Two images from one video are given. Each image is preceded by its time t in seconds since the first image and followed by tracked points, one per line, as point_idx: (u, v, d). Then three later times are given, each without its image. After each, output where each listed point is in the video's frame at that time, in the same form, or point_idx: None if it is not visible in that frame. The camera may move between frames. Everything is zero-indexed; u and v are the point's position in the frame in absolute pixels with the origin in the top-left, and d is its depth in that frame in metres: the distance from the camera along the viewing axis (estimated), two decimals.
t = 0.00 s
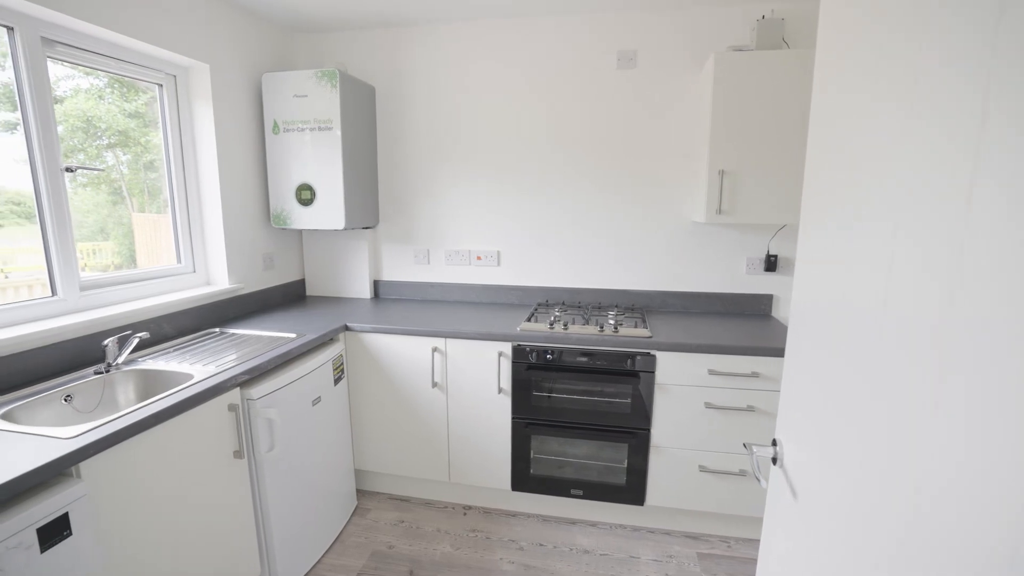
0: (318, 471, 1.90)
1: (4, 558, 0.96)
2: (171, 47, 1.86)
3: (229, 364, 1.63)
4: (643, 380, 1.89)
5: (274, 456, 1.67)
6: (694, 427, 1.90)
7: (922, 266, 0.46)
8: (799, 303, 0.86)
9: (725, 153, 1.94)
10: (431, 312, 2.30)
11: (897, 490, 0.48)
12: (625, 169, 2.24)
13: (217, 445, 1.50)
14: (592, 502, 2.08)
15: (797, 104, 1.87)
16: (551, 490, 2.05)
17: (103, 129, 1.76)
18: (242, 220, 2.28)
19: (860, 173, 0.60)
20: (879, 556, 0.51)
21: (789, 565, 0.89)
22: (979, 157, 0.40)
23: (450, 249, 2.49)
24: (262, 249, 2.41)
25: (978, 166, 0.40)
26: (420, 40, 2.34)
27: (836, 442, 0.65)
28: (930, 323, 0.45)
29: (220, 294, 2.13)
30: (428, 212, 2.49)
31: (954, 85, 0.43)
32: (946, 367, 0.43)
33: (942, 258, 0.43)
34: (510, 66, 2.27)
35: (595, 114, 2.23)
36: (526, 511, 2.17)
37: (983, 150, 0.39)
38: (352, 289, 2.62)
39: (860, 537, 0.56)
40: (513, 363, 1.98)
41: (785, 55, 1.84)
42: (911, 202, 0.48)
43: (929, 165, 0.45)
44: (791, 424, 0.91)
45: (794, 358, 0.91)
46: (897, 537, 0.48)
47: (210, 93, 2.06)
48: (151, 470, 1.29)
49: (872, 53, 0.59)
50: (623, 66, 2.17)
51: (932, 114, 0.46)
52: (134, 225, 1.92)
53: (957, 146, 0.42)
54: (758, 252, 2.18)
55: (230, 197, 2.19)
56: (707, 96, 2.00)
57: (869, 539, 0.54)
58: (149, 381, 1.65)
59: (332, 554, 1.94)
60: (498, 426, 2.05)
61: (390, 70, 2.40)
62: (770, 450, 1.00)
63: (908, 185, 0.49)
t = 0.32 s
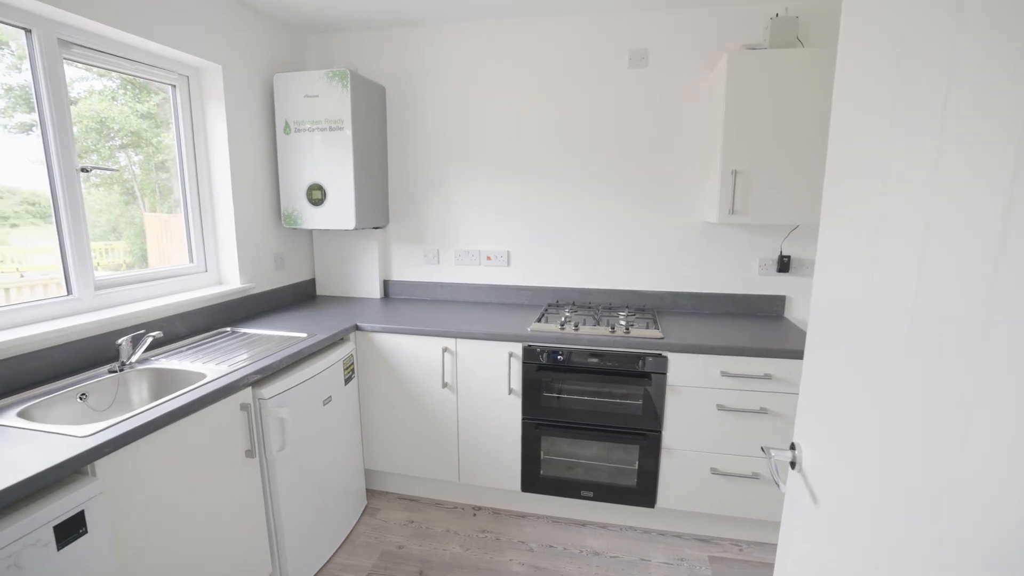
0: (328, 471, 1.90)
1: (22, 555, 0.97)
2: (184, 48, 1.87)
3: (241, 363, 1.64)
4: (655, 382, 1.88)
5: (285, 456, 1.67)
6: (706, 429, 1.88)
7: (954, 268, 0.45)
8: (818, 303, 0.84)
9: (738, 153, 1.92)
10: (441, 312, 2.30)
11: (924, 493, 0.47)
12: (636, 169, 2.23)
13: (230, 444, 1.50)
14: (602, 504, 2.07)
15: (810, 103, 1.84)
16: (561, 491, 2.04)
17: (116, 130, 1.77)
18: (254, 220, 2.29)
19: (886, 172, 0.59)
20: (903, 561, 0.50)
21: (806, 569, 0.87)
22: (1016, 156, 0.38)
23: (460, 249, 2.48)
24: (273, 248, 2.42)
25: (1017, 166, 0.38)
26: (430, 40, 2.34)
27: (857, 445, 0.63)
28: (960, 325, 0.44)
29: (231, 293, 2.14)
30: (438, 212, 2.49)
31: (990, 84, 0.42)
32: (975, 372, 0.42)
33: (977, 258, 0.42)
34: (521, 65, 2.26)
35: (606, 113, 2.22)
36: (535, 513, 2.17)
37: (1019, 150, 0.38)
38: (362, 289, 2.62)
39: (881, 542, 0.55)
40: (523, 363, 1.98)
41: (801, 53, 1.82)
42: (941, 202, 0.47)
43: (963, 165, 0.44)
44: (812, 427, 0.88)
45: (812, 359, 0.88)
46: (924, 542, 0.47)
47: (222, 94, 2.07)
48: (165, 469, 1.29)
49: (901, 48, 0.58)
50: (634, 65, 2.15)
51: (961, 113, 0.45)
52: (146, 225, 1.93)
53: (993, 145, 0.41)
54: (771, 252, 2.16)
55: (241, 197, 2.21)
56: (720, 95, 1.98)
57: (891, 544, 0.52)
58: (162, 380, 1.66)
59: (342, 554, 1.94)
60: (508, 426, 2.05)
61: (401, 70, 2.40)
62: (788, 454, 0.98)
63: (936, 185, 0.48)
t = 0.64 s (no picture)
0: (340, 470, 1.90)
1: (40, 553, 0.97)
2: (199, 49, 1.88)
3: (255, 363, 1.64)
4: (668, 384, 1.86)
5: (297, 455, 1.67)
6: (720, 432, 1.86)
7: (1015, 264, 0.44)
8: (841, 306, 0.82)
9: (753, 152, 1.90)
10: (452, 312, 2.29)
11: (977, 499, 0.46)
12: (649, 169, 2.21)
13: (243, 444, 1.51)
14: (613, 506, 2.06)
15: (827, 102, 1.82)
16: (573, 493, 2.03)
17: (130, 131, 1.78)
18: (266, 220, 2.30)
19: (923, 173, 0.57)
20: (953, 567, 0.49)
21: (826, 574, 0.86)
22: None
23: (471, 249, 2.48)
24: (286, 249, 2.43)
25: None
26: (443, 39, 2.34)
27: (893, 452, 0.61)
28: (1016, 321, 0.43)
29: (244, 292, 2.15)
30: (449, 212, 2.48)
31: None
32: None
33: None
34: (534, 65, 2.26)
35: (619, 113, 2.20)
36: (546, 514, 2.16)
37: None
38: (373, 288, 2.63)
39: (929, 554, 0.52)
40: (535, 364, 1.97)
41: (819, 51, 1.79)
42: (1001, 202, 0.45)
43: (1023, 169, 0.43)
44: (834, 431, 0.85)
45: (835, 363, 0.86)
46: (981, 554, 0.45)
47: (235, 94, 2.09)
48: (179, 468, 1.30)
49: (939, 45, 0.56)
50: (648, 65, 2.14)
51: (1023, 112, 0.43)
52: (159, 225, 1.93)
53: None
54: (786, 253, 2.13)
55: (254, 197, 2.22)
56: (735, 94, 1.96)
57: (941, 555, 0.50)
58: (176, 379, 1.67)
59: (353, 554, 1.94)
60: (519, 427, 2.04)
61: (413, 70, 2.40)
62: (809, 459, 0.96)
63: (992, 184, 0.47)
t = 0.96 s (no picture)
0: (353, 470, 1.90)
1: (57, 552, 0.98)
2: (213, 49, 1.89)
3: (268, 363, 1.65)
4: (682, 386, 1.85)
5: (310, 455, 1.68)
6: (735, 435, 1.84)
7: None
8: (866, 308, 0.80)
9: (769, 152, 1.87)
10: (463, 312, 2.29)
11: (994, 495, 0.47)
12: (663, 168, 2.19)
13: (257, 444, 1.51)
14: (626, 509, 2.04)
15: (845, 101, 1.79)
16: (584, 495, 2.02)
17: (143, 132, 1.79)
18: (279, 220, 2.31)
19: (961, 172, 0.55)
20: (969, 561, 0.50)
21: None
22: None
23: (483, 250, 2.47)
24: (298, 249, 2.44)
25: None
26: (455, 39, 2.33)
27: (925, 458, 0.59)
28: None
29: (257, 292, 2.16)
30: (461, 212, 2.48)
31: None
32: None
33: None
34: (546, 65, 2.25)
35: (632, 112, 2.19)
36: (558, 516, 2.14)
37: None
38: (385, 288, 2.63)
39: (945, 550, 0.54)
40: (548, 365, 1.96)
41: (836, 49, 1.77)
42: None
43: None
44: (858, 435, 0.83)
45: (859, 366, 0.84)
46: (1008, 556, 0.45)
47: (249, 95, 2.10)
48: (193, 467, 1.30)
49: (977, 41, 0.54)
50: (661, 64, 2.12)
51: None
52: (172, 225, 1.94)
53: None
54: (802, 254, 2.10)
55: (267, 198, 2.23)
56: (750, 93, 1.94)
57: (957, 550, 0.52)
58: (190, 379, 1.68)
59: (365, 554, 1.94)
60: (531, 428, 2.03)
61: (425, 70, 2.40)
62: (832, 464, 0.91)
63: None
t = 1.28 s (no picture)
0: (365, 470, 1.90)
1: (76, 550, 0.98)
2: (226, 49, 1.90)
3: (281, 363, 1.65)
4: (696, 388, 1.83)
5: (323, 455, 1.68)
6: (750, 438, 1.82)
7: None
8: (892, 314, 0.80)
9: (786, 152, 1.85)
10: (475, 313, 2.28)
11: (1011, 500, 0.50)
12: (677, 168, 2.17)
13: (270, 444, 1.51)
14: (638, 511, 2.02)
15: (864, 99, 1.76)
16: (596, 497, 2.01)
17: (157, 132, 1.80)
18: (292, 220, 2.32)
19: (1006, 172, 0.54)
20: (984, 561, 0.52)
21: None
22: None
23: (495, 250, 2.47)
24: (311, 249, 2.45)
25: None
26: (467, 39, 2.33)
27: (953, 463, 0.60)
28: None
29: (270, 292, 2.17)
30: (473, 212, 2.48)
31: None
32: None
33: None
34: (559, 64, 2.23)
35: (645, 112, 2.17)
36: (570, 518, 2.13)
37: None
38: (397, 288, 2.63)
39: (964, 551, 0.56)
40: (561, 366, 1.94)
41: (856, 47, 1.74)
42: None
43: None
44: (885, 441, 0.80)
45: (885, 370, 0.82)
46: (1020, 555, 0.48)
47: (263, 95, 2.10)
48: (208, 467, 1.30)
49: (1021, 36, 0.53)
50: (675, 63, 2.10)
51: None
52: (184, 225, 1.94)
53: None
54: (818, 255, 2.07)
55: (280, 198, 2.23)
56: (766, 92, 1.91)
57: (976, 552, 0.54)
58: (204, 378, 1.69)
59: (376, 554, 1.94)
60: (543, 430, 2.02)
61: (437, 70, 2.40)
62: (857, 470, 0.88)
63: None
